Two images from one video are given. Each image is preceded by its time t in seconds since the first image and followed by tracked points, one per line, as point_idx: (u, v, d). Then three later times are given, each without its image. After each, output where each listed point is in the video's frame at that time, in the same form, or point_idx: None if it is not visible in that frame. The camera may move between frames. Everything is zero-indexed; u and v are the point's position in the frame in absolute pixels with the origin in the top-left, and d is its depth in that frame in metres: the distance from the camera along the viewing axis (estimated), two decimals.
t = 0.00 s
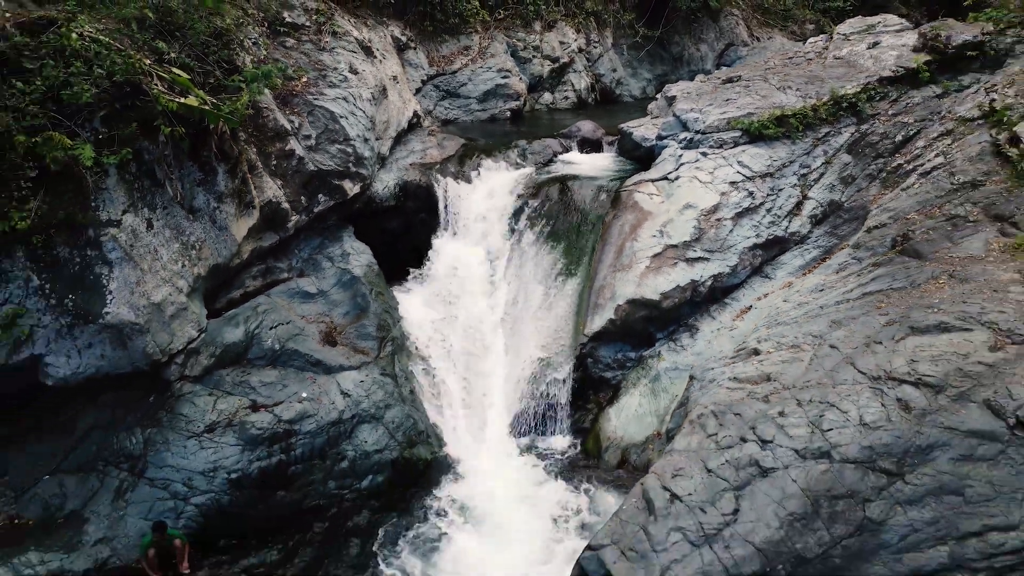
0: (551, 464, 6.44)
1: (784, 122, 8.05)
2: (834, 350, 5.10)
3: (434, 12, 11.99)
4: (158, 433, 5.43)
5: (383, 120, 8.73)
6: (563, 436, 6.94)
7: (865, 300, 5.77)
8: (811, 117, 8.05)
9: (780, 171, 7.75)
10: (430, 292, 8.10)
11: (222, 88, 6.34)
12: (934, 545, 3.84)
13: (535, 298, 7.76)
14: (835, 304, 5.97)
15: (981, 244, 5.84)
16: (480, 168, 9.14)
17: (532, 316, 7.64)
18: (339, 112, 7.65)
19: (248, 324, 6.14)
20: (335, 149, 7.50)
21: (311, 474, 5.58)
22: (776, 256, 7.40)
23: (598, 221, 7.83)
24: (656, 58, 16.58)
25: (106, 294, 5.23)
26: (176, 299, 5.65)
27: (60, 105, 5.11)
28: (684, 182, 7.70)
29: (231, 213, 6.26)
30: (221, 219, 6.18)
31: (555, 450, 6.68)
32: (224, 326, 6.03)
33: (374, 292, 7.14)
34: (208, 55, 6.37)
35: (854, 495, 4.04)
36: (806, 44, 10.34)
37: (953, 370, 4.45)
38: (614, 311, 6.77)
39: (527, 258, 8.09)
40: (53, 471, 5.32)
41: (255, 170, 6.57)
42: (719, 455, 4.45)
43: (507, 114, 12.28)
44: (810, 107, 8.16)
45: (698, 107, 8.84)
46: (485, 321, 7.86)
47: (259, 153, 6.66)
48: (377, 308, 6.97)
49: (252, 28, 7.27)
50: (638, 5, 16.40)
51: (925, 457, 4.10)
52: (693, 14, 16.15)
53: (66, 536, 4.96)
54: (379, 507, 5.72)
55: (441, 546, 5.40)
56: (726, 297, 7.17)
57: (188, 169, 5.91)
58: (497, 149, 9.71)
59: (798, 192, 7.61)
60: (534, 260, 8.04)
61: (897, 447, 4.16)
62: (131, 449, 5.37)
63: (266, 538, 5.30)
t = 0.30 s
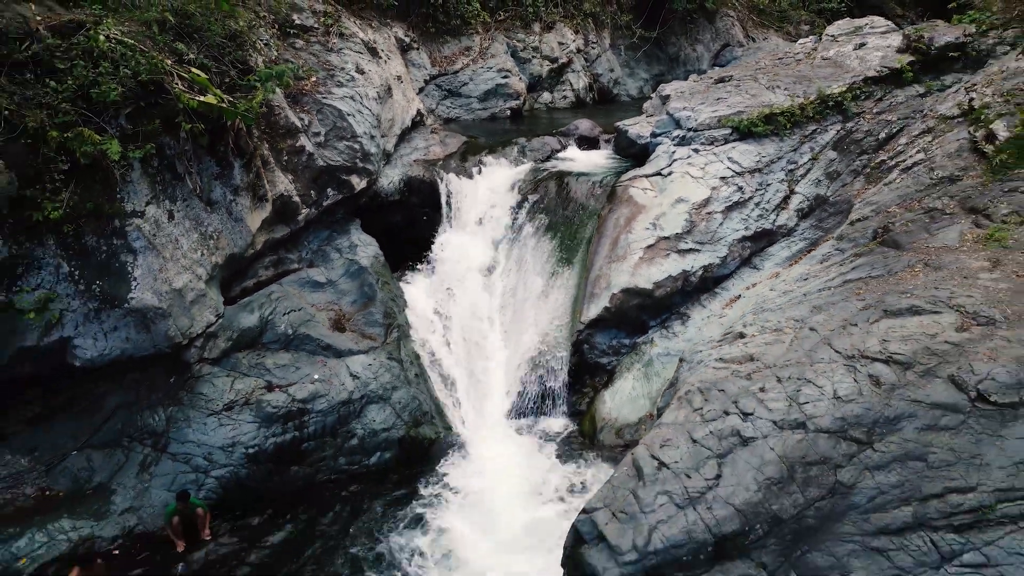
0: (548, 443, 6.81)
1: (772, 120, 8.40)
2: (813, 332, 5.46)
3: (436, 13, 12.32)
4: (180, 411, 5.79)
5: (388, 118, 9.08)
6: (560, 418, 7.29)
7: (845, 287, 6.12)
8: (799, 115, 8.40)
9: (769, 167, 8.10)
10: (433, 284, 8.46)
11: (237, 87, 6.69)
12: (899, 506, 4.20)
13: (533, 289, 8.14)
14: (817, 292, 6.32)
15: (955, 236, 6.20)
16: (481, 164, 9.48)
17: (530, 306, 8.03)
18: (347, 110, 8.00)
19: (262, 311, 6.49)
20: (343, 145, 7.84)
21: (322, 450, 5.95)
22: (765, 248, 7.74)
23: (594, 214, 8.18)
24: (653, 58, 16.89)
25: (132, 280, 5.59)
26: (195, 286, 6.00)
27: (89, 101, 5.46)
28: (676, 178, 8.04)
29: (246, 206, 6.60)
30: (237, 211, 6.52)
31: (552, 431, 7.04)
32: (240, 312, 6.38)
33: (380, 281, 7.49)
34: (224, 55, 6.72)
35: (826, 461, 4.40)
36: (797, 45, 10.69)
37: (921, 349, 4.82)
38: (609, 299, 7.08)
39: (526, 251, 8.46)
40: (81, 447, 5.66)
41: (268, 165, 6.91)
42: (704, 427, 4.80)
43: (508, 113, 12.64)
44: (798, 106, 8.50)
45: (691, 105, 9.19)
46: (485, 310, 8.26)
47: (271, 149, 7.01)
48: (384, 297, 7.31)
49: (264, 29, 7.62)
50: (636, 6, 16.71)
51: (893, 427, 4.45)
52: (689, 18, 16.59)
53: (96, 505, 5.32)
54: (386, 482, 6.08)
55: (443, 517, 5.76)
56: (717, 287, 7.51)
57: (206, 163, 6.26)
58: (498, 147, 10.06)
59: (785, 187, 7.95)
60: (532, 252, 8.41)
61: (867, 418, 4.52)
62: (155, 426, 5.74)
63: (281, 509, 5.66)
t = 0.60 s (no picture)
0: (546, 427, 7.12)
1: (763, 118, 8.73)
2: (796, 319, 5.79)
3: (438, 16, 12.73)
4: (197, 394, 6.12)
5: (392, 117, 9.42)
6: (558, 404, 7.62)
7: (829, 277, 6.44)
8: (788, 114, 8.73)
9: (759, 164, 8.42)
10: (436, 276, 8.80)
11: (250, 86, 7.00)
12: (872, 476, 4.51)
13: (532, 281, 8.48)
14: (803, 281, 6.63)
15: (935, 228, 6.57)
16: (483, 161, 9.80)
17: (530, 297, 8.37)
18: (353, 109, 8.32)
19: (274, 300, 6.81)
20: (350, 142, 8.15)
21: (332, 431, 6.27)
22: (755, 242, 8.04)
23: (591, 209, 8.50)
24: (651, 59, 17.21)
25: (152, 270, 5.93)
26: (211, 275, 6.32)
27: (111, 99, 5.77)
28: (670, 174, 8.36)
29: (258, 199, 6.90)
30: (249, 205, 6.82)
31: (550, 415, 7.38)
32: (253, 301, 6.70)
33: (386, 273, 7.80)
34: (238, 56, 7.02)
35: (805, 435, 4.73)
36: (789, 47, 11.03)
37: (895, 332, 5.16)
38: (606, 290, 7.38)
39: (526, 244, 8.78)
40: (103, 428, 6.02)
41: (279, 161, 7.21)
42: (692, 405, 5.15)
43: (508, 113, 12.95)
44: (788, 105, 8.84)
45: (685, 105, 9.52)
46: (486, 301, 8.59)
47: (282, 145, 7.32)
48: (389, 288, 7.62)
49: (275, 31, 7.95)
50: (633, 8, 17.04)
51: (868, 404, 4.77)
52: (686, 15, 16.63)
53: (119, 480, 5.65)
54: (392, 463, 6.41)
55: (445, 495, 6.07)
56: (709, 279, 7.83)
57: (221, 159, 6.57)
58: (498, 145, 10.40)
59: (775, 183, 8.26)
60: (532, 245, 8.73)
61: (844, 395, 4.84)
62: (174, 408, 6.08)
63: (293, 486, 5.98)
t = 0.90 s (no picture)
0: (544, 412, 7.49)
1: (754, 117, 9.06)
2: (781, 306, 6.13)
3: (440, 17, 13.10)
4: (213, 378, 6.45)
5: (396, 116, 9.74)
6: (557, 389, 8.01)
7: (815, 268, 6.76)
8: (779, 113, 9.05)
9: (750, 161, 8.75)
10: (439, 269, 9.13)
11: (262, 86, 7.33)
12: (848, 449, 4.84)
13: (532, 274, 8.84)
14: (789, 272, 6.95)
15: (916, 222, 6.89)
16: (484, 159, 10.13)
17: (530, 289, 8.73)
18: (360, 108, 8.64)
19: (285, 290, 7.14)
20: (356, 139, 8.47)
21: (341, 413, 6.61)
22: (747, 235, 8.35)
23: (589, 204, 8.82)
24: (649, 59, 17.52)
25: (171, 260, 6.25)
26: (226, 266, 6.64)
27: (134, 98, 6.13)
28: (664, 171, 8.68)
29: (269, 194, 7.22)
30: (262, 199, 7.15)
31: (549, 400, 7.77)
32: (265, 291, 7.03)
33: (392, 266, 8.14)
34: (250, 57, 7.35)
35: (786, 412, 5.08)
36: (781, 48, 11.37)
37: (873, 317, 5.49)
38: (602, 282, 7.70)
39: (526, 239, 9.13)
40: (124, 410, 6.35)
41: (289, 157, 7.53)
42: (681, 385, 5.54)
43: (508, 112, 13.28)
44: (778, 104, 9.17)
45: (679, 104, 9.86)
46: (487, 293, 8.93)
47: (292, 142, 7.64)
48: (395, 279, 7.95)
49: (284, 33, 8.28)
50: (631, 9, 17.36)
51: (846, 384, 5.10)
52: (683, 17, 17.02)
53: (140, 458, 5.98)
54: (399, 444, 6.78)
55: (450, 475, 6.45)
56: (701, 271, 8.15)
57: (235, 155, 6.90)
58: (498, 143, 10.73)
59: (765, 179, 8.58)
60: (532, 240, 9.09)
61: (823, 374, 5.18)
62: (191, 391, 6.39)
63: (306, 465, 6.33)
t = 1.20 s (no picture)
0: (543, 397, 7.87)
1: (745, 116, 9.41)
2: (768, 295, 6.48)
3: (442, 18, 13.46)
4: (228, 363, 6.79)
5: (400, 115, 10.09)
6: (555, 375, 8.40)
7: (801, 259, 7.09)
8: (770, 111, 9.40)
9: (742, 158, 9.09)
10: (442, 261, 9.46)
11: (273, 86, 7.66)
12: (827, 426, 5.17)
13: (532, 266, 9.21)
14: (777, 263, 7.29)
15: (898, 215, 7.23)
16: (485, 157, 10.49)
17: (530, 281, 9.10)
18: (366, 107, 8.99)
19: (296, 280, 7.50)
20: (363, 137, 8.81)
21: (349, 397, 6.95)
22: (738, 230, 8.68)
23: (586, 200, 9.17)
24: (646, 59, 17.82)
25: (188, 251, 6.57)
26: (241, 257, 6.97)
27: (154, 97, 6.45)
28: (659, 167, 9.02)
29: (281, 189, 7.57)
30: (274, 194, 7.49)
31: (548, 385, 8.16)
32: (277, 282, 7.39)
33: (397, 258, 8.48)
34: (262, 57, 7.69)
35: (769, 391, 5.42)
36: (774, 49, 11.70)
37: (853, 304, 5.84)
38: (599, 273, 8.03)
39: (526, 233, 9.50)
40: (144, 394, 6.70)
41: (299, 154, 7.88)
42: (672, 367, 5.90)
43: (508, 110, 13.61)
44: (769, 103, 9.51)
45: (674, 104, 10.21)
46: (489, 284, 9.26)
47: (302, 140, 7.98)
48: (400, 271, 8.29)
49: (294, 35, 8.63)
50: (629, 10, 17.68)
51: (826, 365, 5.44)
52: (680, 18, 17.37)
53: (161, 437, 6.31)
54: (405, 427, 7.13)
55: (453, 455, 6.82)
56: (694, 263, 8.48)
57: (249, 152, 7.24)
58: (499, 142, 11.09)
59: (756, 175, 8.91)
60: (531, 234, 9.46)
61: (804, 356, 5.53)
62: (207, 376, 6.74)
63: (317, 446, 6.68)
